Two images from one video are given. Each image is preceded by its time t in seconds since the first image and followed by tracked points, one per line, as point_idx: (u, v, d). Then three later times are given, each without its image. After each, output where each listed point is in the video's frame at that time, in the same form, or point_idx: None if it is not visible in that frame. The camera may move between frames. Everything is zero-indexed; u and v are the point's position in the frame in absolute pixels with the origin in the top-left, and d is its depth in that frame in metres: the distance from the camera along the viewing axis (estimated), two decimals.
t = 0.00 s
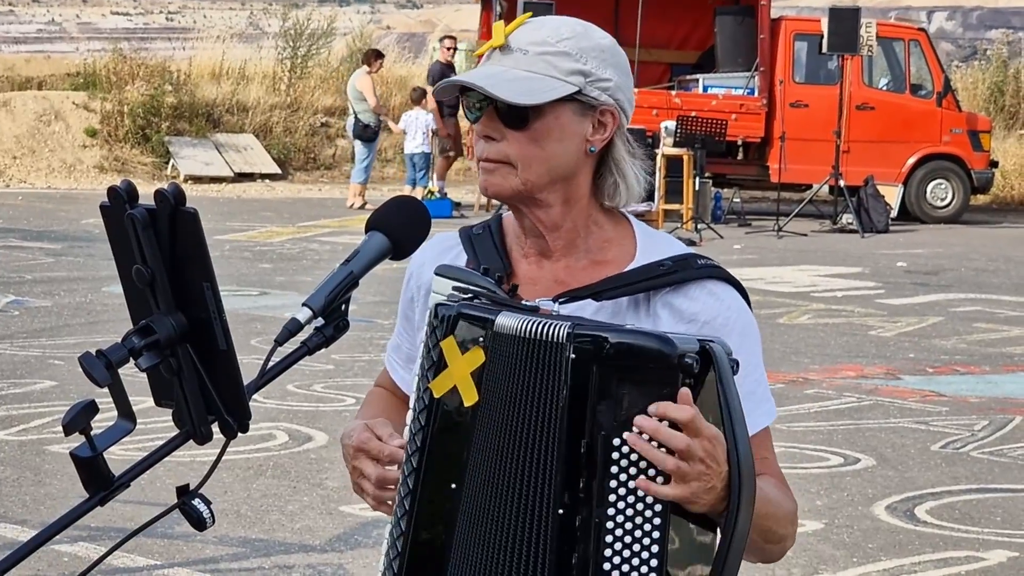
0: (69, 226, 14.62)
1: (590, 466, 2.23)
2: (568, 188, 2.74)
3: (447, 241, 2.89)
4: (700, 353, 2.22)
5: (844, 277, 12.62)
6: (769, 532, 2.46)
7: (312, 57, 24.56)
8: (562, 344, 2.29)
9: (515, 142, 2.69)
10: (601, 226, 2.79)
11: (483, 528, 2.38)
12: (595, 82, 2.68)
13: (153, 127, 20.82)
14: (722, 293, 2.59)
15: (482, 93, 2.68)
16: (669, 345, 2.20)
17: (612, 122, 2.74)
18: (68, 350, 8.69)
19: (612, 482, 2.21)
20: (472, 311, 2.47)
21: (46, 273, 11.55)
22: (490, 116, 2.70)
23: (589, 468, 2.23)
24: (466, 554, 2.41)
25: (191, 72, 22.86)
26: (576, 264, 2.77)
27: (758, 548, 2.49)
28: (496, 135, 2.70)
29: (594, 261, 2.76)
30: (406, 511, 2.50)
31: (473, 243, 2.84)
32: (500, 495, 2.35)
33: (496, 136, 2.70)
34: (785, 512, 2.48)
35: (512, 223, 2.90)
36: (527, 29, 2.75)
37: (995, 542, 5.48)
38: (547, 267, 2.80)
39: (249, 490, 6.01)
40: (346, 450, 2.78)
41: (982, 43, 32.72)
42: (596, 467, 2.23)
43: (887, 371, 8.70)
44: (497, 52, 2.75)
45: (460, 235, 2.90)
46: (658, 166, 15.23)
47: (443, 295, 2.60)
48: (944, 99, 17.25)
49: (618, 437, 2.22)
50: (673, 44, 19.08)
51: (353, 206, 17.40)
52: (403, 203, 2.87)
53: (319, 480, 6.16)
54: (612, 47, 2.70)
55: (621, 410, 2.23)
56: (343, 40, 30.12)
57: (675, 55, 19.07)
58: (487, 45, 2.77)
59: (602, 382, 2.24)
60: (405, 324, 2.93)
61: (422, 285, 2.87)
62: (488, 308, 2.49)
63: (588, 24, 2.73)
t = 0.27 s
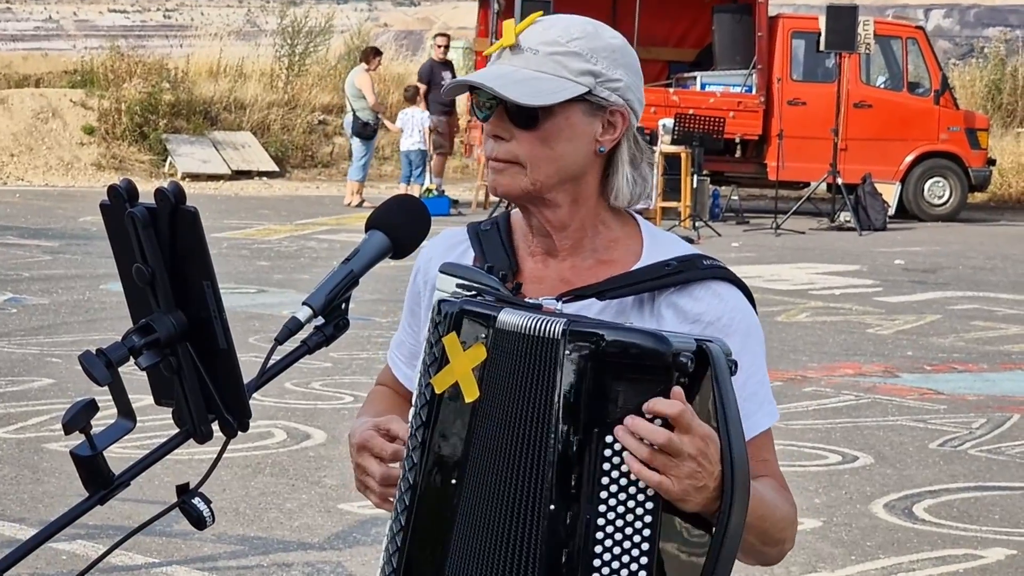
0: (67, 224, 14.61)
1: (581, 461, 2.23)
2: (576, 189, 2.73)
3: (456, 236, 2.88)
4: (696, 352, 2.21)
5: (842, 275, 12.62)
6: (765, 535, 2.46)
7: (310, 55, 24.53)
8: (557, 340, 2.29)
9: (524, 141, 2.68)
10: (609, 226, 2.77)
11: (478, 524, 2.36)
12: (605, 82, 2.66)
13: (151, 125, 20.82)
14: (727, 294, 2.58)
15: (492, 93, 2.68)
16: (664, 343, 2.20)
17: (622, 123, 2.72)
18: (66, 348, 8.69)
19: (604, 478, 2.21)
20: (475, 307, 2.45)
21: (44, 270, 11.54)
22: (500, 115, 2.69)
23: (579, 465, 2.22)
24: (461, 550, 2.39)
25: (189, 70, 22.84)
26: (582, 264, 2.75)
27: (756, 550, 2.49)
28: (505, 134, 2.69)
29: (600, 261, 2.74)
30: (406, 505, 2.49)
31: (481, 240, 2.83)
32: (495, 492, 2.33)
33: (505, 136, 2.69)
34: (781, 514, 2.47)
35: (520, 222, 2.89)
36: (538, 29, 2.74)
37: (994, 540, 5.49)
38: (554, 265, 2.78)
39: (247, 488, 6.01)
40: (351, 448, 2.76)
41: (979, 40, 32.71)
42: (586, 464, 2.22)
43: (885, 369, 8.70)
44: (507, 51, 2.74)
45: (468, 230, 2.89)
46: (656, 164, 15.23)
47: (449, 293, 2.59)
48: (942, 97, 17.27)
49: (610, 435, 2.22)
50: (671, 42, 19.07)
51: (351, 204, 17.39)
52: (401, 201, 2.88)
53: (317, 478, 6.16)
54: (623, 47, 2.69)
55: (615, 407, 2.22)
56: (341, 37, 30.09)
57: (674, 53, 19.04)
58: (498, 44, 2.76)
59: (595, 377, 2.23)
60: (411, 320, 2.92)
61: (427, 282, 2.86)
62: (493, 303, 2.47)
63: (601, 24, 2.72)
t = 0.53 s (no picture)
0: (63, 224, 14.60)
1: (578, 456, 2.23)
2: (583, 190, 2.72)
3: (461, 236, 2.88)
4: (695, 354, 2.21)
5: (837, 274, 12.62)
6: (759, 537, 2.46)
7: (305, 54, 24.52)
8: (556, 335, 2.29)
9: (532, 144, 2.67)
10: (615, 228, 2.78)
11: (480, 517, 2.35)
12: (613, 85, 2.66)
13: (146, 125, 20.79)
14: (730, 296, 2.58)
15: (500, 95, 2.67)
16: (663, 342, 2.20)
17: (629, 124, 2.72)
18: (61, 348, 8.68)
19: (597, 473, 2.22)
20: (482, 302, 2.44)
21: (39, 270, 11.54)
22: (507, 117, 2.69)
23: (578, 459, 2.23)
24: (464, 544, 2.37)
25: (184, 69, 22.81)
26: (588, 264, 2.75)
27: (750, 552, 2.48)
28: (514, 136, 2.69)
29: (605, 263, 2.74)
30: (407, 499, 2.45)
31: (488, 239, 2.84)
32: (499, 485, 2.32)
33: (513, 138, 2.69)
34: (775, 514, 2.47)
35: (526, 222, 2.89)
36: (545, 30, 2.74)
37: (990, 539, 5.50)
38: (559, 266, 2.78)
39: (243, 488, 6.01)
40: (352, 447, 2.76)
41: (974, 39, 32.72)
42: (582, 457, 2.23)
43: (880, 368, 8.70)
44: (515, 54, 2.73)
45: (474, 230, 2.89)
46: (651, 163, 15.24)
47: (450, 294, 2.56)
48: (937, 95, 17.27)
49: (606, 431, 2.22)
50: (666, 40, 19.07)
51: (347, 203, 17.39)
52: (398, 202, 2.88)
53: (313, 478, 6.16)
54: (630, 49, 2.69)
55: (611, 403, 2.23)
56: (336, 37, 30.06)
57: (669, 52, 19.07)
58: (506, 46, 2.75)
59: (594, 370, 2.24)
60: (415, 319, 2.92)
61: (433, 279, 2.86)
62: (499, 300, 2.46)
63: (607, 25, 2.72)
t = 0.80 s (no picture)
0: (61, 224, 14.60)
1: (585, 445, 2.24)
2: (593, 188, 2.72)
3: (469, 238, 2.87)
4: (704, 350, 2.21)
5: (835, 271, 12.62)
6: (762, 533, 2.46)
7: (303, 52, 24.50)
8: (566, 326, 2.31)
9: (547, 143, 2.66)
10: (622, 226, 2.77)
11: (487, 505, 2.34)
12: (625, 84, 2.66)
13: (143, 124, 20.79)
14: (737, 294, 2.57)
15: (513, 93, 2.66)
16: (672, 336, 2.20)
17: (639, 123, 2.73)
18: (59, 348, 8.68)
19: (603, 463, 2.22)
20: (494, 293, 2.44)
21: (37, 270, 11.54)
22: (522, 116, 2.68)
23: (585, 448, 2.24)
24: (470, 532, 2.36)
25: (181, 68, 22.79)
26: (595, 262, 2.75)
27: (751, 550, 2.49)
28: (528, 136, 2.67)
29: (612, 260, 2.74)
30: (415, 488, 2.44)
31: (496, 240, 2.83)
32: (505, 475, 2.32)
33: (528, 138, 2.68)
34: (776, 512, 2.47)
35: (533, 223, 2.88)
36: (556, 30, 2.73)
37: (989, 536, 5.49)
38: (566, 264, 2.78)
39: (242, 487, 6.01)
40: (361, 443, 2.75)
41: (972, 37, 32.72)
42: (588, 446, 2.23)
43: (879, 365, 8.71)
44: (529, 53, 2.72)
45: (482, 232, 2.88)
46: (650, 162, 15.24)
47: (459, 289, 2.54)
48: (935, 92, 17.26)
49: (613, 422, 2.23)
50: (664, 39, 19.08)
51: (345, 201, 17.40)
52: (394, 202, 2.89)
53: (312, 477, 6.16)
54: (639, 50, 2.70)
55: (619, 397, 2.23)
56: (333, 36, 30.03)
57: (666, 50, 19.08)
58: (519, 46, 2.74)
59: (603, 359, 2.25)
60: (428, 320, 2.91)
61: (442, 279, 2.86)
62: (510, 291, 2.46)
63: (618, 26, 2.72)
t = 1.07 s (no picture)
0: (58, 221, 14.59)
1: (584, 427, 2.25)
2: (599, 183, 2.72)
3: (475, 235, 2.85)
4: (702, 334, 2.22)
5: (833, 267, 12.62)
6: (764, 520, 2.45)
7: (300, 49, 24.48)
8: (568, 309, 2.32)
9: (554, 138, 2.66)
10: (628, 220, 2.77)
11: (490, 487, 2.32)
12: (630, 79, 2.66)
13: (141, 121, 20.76)
14: (741, 287, 2.58)
15: (520, 89, 2.66)
16: (672, 318, 2.22)
17: (644, 118, 2.73)
18: (57, 345, 8.67)
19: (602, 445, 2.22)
20: (502, 278, 2.42)
21: (35, 267, 11.52)
22: (528, 112, 2.67)
23: (581, 431, 2.25)
24: (473, 513, 2.33)
25: (179, 66, 22.77)
26: (601, 255, 2.75)
27: (753, 539, 2.48)
28: (535, 131, 2.67)
29: (617, 254, 2.74)
30: (419, 470, 2.41)
31: (500, 236, 2.82)
32: (509, 456, 2.30)
33: (534, 132, 2.67)
34: (778, 505, 2.47)
35: (538, 219, 2.88)
36: (561, 26, 2.73)
37: (987, 531, 5.50)
38: (571, 258, 2.77)
39: (240, 484, 6.00)
40: (366, 432, 2.76)
41: (969, 32, 32.70)
42: (585, 430, 2.24)
43: (877, 360, 8.71)
44: (535, 49, 2.72)
45: (487, 228, 2.87)
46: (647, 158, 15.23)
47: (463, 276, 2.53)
48: (932, 88, 17.26)
49: (611, 403, 2.23)
50: (661, 35, 19.08)
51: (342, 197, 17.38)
52: (392, 196, 2.88)
53: (310, 473, 6.16)
54: (644, 44, 2.69)
55: (617, 377, 2.24)
56: (331, 32, 30.00)
57: (663, 46, 19.09)
58: (525, 42, 2.74)
59: (603, 341, 2.26)
60: (432, 315, 2.90)
61: (447, 271, 2.84)
62: (516, 275, 2.44)
63: (620, 22, 2.72)
